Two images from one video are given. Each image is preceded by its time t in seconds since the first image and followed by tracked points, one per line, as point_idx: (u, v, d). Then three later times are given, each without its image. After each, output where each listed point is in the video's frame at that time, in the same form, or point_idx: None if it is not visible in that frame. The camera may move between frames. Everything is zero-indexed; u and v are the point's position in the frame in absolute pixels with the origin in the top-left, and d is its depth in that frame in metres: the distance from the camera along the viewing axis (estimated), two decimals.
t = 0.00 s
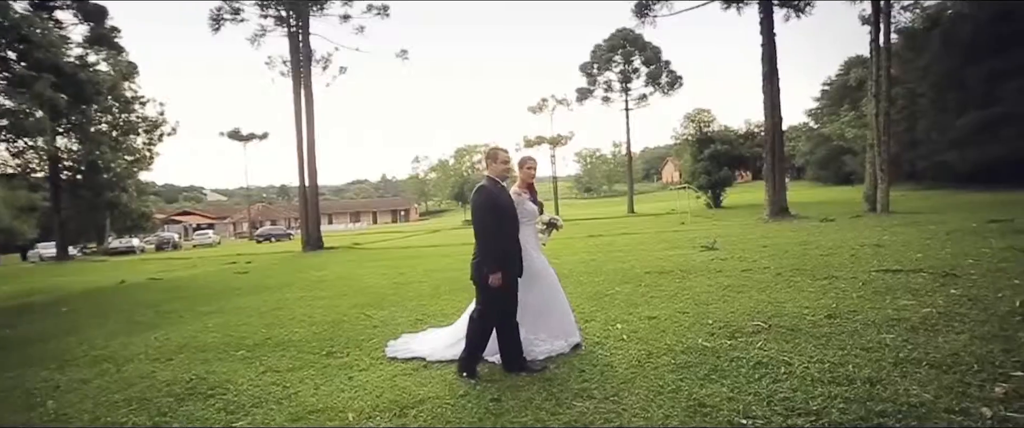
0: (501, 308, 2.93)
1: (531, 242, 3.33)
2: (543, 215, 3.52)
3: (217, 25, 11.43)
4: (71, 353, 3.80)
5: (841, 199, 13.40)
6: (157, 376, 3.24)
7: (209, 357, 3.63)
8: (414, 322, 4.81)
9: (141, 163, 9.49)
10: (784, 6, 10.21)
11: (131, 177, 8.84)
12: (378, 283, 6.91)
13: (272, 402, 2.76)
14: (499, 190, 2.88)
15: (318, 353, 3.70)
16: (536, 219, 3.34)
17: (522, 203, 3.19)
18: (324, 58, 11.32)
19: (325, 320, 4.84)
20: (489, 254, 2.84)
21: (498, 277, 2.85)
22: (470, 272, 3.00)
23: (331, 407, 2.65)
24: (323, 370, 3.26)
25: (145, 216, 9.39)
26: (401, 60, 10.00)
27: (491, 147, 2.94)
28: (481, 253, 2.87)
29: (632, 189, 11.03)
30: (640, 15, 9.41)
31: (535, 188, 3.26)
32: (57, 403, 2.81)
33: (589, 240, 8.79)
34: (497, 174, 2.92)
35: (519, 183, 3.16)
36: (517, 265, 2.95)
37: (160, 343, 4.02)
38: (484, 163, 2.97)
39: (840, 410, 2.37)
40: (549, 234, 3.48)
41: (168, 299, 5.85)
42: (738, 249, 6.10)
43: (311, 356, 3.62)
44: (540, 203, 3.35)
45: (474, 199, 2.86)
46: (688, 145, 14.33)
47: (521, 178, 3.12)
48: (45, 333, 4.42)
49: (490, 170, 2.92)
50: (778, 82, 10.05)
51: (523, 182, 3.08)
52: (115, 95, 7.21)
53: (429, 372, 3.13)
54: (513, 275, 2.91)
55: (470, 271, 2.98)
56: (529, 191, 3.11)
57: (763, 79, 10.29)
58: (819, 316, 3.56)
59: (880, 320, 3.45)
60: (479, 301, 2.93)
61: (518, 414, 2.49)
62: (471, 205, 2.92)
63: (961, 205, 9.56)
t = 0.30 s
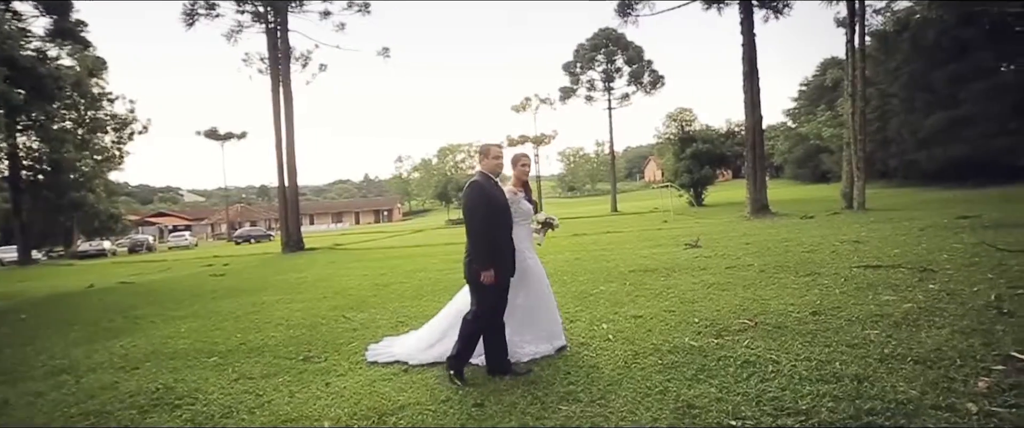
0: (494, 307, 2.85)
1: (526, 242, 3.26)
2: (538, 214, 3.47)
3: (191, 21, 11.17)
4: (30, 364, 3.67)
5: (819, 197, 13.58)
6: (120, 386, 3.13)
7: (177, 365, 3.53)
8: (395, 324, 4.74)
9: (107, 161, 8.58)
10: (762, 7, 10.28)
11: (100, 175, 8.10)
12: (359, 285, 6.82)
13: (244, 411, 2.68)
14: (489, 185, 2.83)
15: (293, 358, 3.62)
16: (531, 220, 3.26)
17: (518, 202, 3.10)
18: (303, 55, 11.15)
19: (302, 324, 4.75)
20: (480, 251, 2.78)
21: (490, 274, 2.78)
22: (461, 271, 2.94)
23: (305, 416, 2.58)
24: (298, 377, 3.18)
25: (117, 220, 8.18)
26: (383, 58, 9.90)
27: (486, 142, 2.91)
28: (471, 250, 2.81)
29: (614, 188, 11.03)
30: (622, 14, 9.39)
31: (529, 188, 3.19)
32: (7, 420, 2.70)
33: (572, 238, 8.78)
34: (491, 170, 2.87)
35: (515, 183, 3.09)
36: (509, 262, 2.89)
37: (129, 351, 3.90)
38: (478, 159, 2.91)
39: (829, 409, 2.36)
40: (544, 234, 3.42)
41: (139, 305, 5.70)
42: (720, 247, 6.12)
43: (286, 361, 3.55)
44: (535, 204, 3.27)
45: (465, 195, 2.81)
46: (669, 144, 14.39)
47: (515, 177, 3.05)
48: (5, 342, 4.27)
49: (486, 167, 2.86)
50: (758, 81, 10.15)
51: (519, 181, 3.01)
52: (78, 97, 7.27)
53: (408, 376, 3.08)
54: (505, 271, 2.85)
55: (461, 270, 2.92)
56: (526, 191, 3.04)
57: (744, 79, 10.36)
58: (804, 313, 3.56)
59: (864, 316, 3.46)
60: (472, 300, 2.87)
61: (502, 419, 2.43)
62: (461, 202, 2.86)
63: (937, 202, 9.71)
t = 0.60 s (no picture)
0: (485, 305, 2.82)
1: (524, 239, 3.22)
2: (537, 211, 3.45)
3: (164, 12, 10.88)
4: None
5: (796, 195, 13.79)
6: (81, 396, 3.08)
7: (145, 371, 3.49)
8: (375, 325, 4.69)
9: (77, 158, 5.83)
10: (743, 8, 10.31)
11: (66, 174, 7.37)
12: (339, 284, 6.73)
13: (212, 422, 2.67)
14: (476, 180, 2.78)
15: (267, 362, 3.59)
16: (530, 217, 3.20)
17: (513, 199, 3.06)
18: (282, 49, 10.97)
19: (279, 326, 4.68)
20: (467, 250, 2.74)
21: (477, 272, 2.75)
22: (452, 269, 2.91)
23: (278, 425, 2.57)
24: (272, 382, 3.16)
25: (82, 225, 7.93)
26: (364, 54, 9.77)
27: (477, 136, 2.89)
28: (459, 249, 2.77)
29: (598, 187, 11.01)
30: (606, 13, 9.37)
31: (526, 184, 3.15)
32: None
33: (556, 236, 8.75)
34: (479, 164, 2.84)
35: (510, 180, 3.05)
36: (498, 259, 2.85)
37: (97, 357, 3.82)
38: (467, 155, 2.89)
39: (817, 410, 2.38)
40: (543, 231, 3.39)
41: (109, 307, 5.57)
42: (703, 245, 6.14)
43: (261, 365, 3.51)
44: (533, 201, 3.22)
45: (452, 191, 2.77)
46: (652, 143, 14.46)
47: (510, 172, 3.01)
48: None
49: (474, 162, 2.84)
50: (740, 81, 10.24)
51: (513, 178, 2.97)
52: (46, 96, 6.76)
53: (385, 380, 3.07)
54: (493, 268, 2.81)
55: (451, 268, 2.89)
56: (519, 188, 3.01)
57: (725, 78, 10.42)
58: (789, 312, 3.58)
59: (847, 313, 3.48)
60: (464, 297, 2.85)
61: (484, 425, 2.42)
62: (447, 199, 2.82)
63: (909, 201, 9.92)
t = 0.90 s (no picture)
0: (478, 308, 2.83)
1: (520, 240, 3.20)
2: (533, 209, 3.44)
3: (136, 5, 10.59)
4: None
5: (770, 200, 14.05)
6: (35, 408, 3.00)
7: (106, 381, 3.40)
8: (354, 330, 4.66)
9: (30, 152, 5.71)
10: (723, 16, 10.39)
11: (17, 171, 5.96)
12: (317, 288, 6.66)
13: None
14: (466, 182, 2.77)
15: (241, 369, 3.56)
16: (524, 217, 3.19)
17: (507, 199, 3.05)
18: (260, 47, 10.80)
19: (253, 332, 4.62)
20: (458, 254, 2.73)
21: (469, 278, 2.76)
22: (445, 273, 2.92)
23: None
24: (244, 391, 3.13)
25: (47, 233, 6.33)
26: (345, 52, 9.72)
27: (468, 136, 2.86)
28: (450, 253, 2.77)
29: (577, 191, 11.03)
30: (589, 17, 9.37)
31: (519, 184, 3.14)
32: None
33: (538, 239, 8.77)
34: (469, 165, 2.83)
35: (504, 179, 3.04)
36: (490, 263, 2.84)
37: (56, 365, 3.72)
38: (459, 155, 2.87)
39: (805, 415, 2.44)
40: (540, 230, 3.37)
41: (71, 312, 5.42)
42: (683, 249, 6.21)
43: (234, 373, 3.48)
44: (527, 201, 3.21)
45: (443, 195, 2.76)
46: (632, 147, 14.59)
47: (503, 172, 2.99)
48: None
49: (464, 163, 2.83)
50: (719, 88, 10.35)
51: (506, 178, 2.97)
52: None
53: (363, 389, 3.07)
54: (485, 271, 2.81)
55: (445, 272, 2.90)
56: (513, 187, 3.01)
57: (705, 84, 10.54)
58: (772, 316, 3.64)
59: (828, 317, 3.56)
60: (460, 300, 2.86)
61: None
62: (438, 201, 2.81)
63: (876, 206, 10.20)
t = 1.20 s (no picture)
0: (479, 314, 2.85)
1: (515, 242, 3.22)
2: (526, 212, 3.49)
3: None
4: None
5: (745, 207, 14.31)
6: None
7: (70, 389, 3.33)
8: (336, 335, 4.62)
9: None
10: (705, 26, 10.59)
11: None
12: (297, 290, 6.59)
13: None
14: (469, 185, 2.78)
15: (218, 376, 3.55)
16: (519, 219, 3.20)
17: (504, 200, 3.05)
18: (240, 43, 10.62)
19: (231, 336, 4.56)
20: (461, 259, 2.74)
21: (473, 284, 2.76)
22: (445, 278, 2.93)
23: None
24: (222, 398, 3.12)
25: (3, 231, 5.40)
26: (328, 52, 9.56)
27: (465, 137, 2.87)
28: (453, 258, 2.78)
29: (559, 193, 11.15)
30: (574, 24, 9.31)
31: (514, 185, 3.14)
32: None
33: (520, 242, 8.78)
34: (470, 166, 2.85)
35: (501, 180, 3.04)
36: (492, 267, 2.85)
37: (15, 372, 3.63)
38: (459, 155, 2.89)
39: (798, 420, 2.52)
40: (535, 230, 3.41)
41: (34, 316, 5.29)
42: (667, 254, 6.30)
43: (211, 380, 3.46)
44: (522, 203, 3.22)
45: (445, 199, 2.76)
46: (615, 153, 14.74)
47: (498, 174, 2.99)
48: None
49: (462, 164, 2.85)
50: (701, 96, 10.51)
51: (502, 178, 2.97)
52: None
53: (346, 396, 3.07)
54: (488, 277, 2.82)
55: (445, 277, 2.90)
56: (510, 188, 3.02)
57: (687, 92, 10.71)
58: (759, 321, 3.72)
59: (813, 322, 3.66)
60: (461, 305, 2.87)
61: None
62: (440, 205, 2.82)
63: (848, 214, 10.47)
